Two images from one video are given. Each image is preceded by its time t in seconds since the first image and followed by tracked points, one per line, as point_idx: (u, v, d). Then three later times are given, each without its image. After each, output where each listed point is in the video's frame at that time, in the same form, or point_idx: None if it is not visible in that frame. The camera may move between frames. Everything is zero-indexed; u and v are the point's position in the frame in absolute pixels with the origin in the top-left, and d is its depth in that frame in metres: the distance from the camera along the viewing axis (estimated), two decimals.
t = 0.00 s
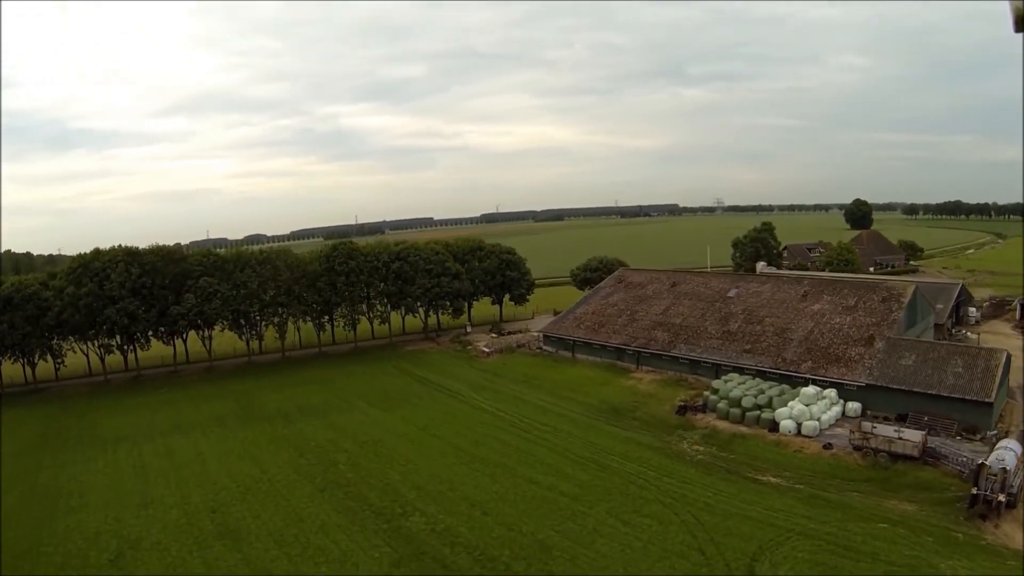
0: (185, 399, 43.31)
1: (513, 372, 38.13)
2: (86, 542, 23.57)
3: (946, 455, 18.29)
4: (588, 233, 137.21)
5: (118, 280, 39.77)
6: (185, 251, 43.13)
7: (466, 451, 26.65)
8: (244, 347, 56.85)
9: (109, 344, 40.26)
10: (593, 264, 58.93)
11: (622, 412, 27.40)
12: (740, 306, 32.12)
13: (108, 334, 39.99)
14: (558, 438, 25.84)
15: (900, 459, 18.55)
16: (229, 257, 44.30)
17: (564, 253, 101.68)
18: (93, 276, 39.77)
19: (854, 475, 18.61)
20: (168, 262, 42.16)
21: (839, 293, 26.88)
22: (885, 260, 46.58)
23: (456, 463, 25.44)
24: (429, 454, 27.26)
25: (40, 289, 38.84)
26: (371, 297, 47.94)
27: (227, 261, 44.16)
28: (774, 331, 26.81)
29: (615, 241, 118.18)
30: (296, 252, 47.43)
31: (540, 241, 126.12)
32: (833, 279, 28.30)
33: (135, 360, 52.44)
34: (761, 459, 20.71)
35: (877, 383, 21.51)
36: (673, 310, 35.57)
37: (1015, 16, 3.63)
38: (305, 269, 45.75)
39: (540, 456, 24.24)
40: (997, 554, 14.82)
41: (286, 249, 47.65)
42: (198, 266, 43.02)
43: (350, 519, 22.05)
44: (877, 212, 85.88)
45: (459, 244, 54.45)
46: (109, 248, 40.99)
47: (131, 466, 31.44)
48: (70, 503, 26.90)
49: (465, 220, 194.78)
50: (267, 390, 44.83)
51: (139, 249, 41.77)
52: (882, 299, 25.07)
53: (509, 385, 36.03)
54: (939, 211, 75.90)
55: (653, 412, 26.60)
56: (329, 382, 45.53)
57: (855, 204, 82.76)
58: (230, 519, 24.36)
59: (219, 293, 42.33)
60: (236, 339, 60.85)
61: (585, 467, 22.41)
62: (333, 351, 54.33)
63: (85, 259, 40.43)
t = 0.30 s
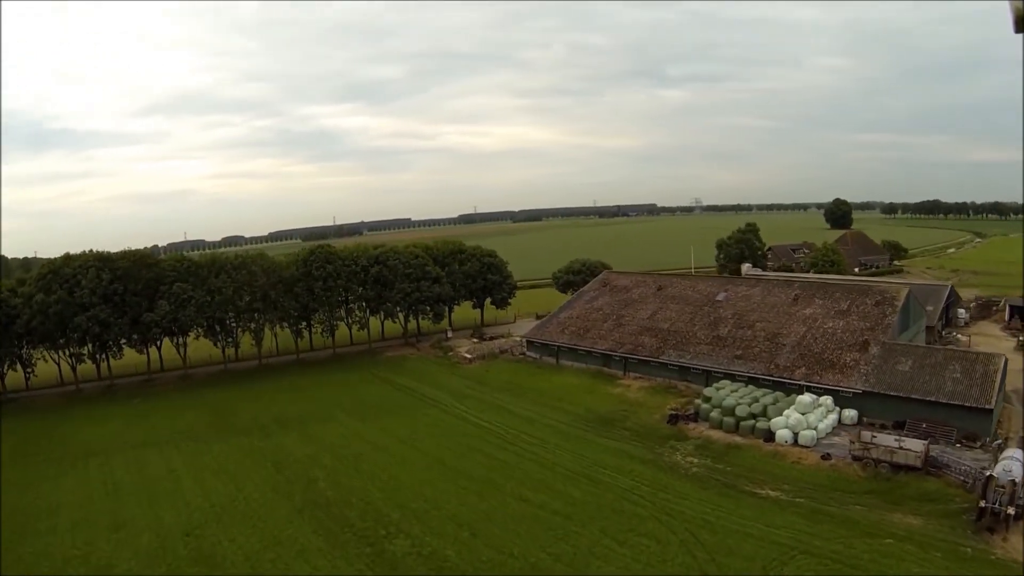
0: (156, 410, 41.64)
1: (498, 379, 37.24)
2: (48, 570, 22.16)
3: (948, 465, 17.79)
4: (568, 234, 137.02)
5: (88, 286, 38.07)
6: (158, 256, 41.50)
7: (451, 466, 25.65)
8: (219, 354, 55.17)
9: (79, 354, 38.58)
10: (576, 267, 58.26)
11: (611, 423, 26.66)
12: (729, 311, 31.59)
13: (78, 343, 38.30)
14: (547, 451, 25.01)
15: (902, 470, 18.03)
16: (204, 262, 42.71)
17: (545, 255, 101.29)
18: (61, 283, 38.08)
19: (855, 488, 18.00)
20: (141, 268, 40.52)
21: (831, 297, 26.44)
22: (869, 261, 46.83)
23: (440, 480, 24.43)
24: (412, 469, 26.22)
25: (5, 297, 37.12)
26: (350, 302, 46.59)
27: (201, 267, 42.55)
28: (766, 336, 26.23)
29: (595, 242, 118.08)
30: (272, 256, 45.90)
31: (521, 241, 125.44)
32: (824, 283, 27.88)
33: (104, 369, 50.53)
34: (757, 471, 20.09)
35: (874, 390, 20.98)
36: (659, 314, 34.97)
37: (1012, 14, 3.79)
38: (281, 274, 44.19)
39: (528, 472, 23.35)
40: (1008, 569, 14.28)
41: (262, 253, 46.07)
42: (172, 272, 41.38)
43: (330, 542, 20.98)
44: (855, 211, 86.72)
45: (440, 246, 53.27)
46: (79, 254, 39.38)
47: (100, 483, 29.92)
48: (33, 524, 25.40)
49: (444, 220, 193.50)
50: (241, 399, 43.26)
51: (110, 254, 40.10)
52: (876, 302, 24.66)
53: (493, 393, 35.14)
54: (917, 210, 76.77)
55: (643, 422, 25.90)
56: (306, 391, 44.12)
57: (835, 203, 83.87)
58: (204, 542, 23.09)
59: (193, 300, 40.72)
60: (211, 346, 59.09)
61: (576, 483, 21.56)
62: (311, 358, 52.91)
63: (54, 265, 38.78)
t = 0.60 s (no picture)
0: (116, 422, 39.73)
1: (475, 388, 36.28)
2: None
3: (943, 477, 17.36)
4: (542, 235, 136.70)
5: (48, 293, 36.09)
6: (123, 260, 39.56)
7: (429, 484, 24.56)
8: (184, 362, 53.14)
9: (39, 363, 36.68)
10: (550, 271, 57.62)
11: (593, 436, 25.92)
12: (710, 317, 31.10)
13: (38, 353, 36.31)
14: (529, 467, 24.15)
15: (897, 483, 17.56)
16: (170, 267, 40.81)
17: (519, 257, 100.67)
18: (20, 289, 36.11)
19: (848, 503, 17.46)
20: (105, 273, 38.58)
21: (815, 303, 26.05)
22: (846, 265, 46.97)
23: (417, 499, 23.33)
24: (388, 487, 25.06)
25: None
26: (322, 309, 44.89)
27: (167, 272, 40.63)
28: (750, 343, 25.72)
29: (569, 243, 117.89)
30: (240, 261, 44.03)
31: (495, 243, 124.50)
32: (807, 288, 27.56)
33: (62, 379, 48.22)
34: (746, 486, 19.48)
35: (863, 400, 20.52)
36: (639, 321, 34.38)
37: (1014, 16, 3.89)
38: (250, 280, 42.38)
39: (510, 490, 22.40)
40: None
41: (229, 258, 44.18)
42: (137, 278, 39.46)
43: (302, 568, 19.77)
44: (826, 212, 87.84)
45: (412, 251, 51.76)
46: (41, 259, 37.44)
47: (56, 502, 28.14)
48: None
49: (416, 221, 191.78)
50: (206, 408, 41.53)
51: (71, 258, 38.10)
52: (861, 308, 24.38)
53: (471, 403, 34.19)
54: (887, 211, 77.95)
55: (626, 435, 25.19)
56: (275, 401, 42.57)
57: (807, 204, 84.88)
58: (167, 570, 21.67)
59: (159, 307, 38.87)
60: (175, 354, 56.96)
61: (560, 502, 20.68)
62: (281, 366, 51.29)
63: (13, 271, 36.82)
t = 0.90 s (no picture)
0: (62, 430, 37.35)
1: (445, 393, 35.19)
2: None
3: (929, 480, 17.00)
4: (509, 231, 135.93)
5: None
6: (74, 265, 37.04)
7: (399, 499, 23.39)
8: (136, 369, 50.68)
9: None
10: (514, 270, 56.80)
11: (568, 444, 25.16)
12: (683, 317, 30.56)
13: None
14: (503, 479, 23.23)
15: (883, 487, 17.17)
16: (124, 271, 38.47)
17: (485, 254, 99.64)
18: None
19: (833, 510, 16.95)
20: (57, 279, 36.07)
21: (790, 302, 25.63)
22: (813, 260, 47.15)
23: (387, 516, 22.12)
24: (356, 504, 23.79)
25: None
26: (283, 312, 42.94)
27: (122, 277, 38.25)
28: (725, 344, 25.21)
29: (536, 239, 117.39)
30: (196, 264, 41.84)
31: (461, 240, 123.06)
32: (781, 286, 27.18)
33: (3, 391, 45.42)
34: (728, 493, 18.88)
35: (844, 401, 20.07)
36: (610, 322, 33.73)
37: (1014, 16, 3.65)
38: (208, 284, 40.30)
39: (484, 504, 21.38)
40: None
41: (185, 261, 41.95)
42: (91, 283, 36.97)
43: None
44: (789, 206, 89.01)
45: (374, 251, 49.53)
46: None
47: None
48: None
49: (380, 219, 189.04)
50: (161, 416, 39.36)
51: (19, 264, 35.40)
52: (838, 306, 24.04)
53: (440, 409, 33.10)
54: (848, 205, 79.37)
55: (601, 442, 24.48)
56: (233, 409, 40.58)
57: (770, 199, 85.90)
58: None
59: (114, 314, 36.73)
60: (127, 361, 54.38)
61: (537, 516, 19.75)
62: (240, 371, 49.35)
63: None
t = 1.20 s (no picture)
0: None
1: (413, 404, 33.94)
2: None
3: (918, 486, 16.56)
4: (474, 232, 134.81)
5: None
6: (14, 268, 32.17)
7: (370, 520, 22.13)
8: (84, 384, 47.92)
9: None
10: (480, 274, 55.82)
11: (544, 457, 24.22)
12: (657, 321, 29.94)
13: None
14: (479, 496, 22.16)
15: (873, 495, 16.66)
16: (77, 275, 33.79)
17: (451, 255, 98.38)
18: None
19: (823, 521, 16.35)
20: None
21: (767, 303, 25.15)
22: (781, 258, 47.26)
23: (359, 539, 20.82)
24: (325, 527, 22.39)
25: None
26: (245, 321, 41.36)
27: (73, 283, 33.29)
28: (702, 348, 24.61)
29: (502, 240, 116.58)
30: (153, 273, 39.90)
31: (425, 241, 121.30)
32: (756, 287, 26.72)
33: None
34: (714, 505, 18.17)
35: (827, 406, 19.57)
36: (582, 326, 32.98)
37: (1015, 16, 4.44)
38: (167, 293, 38.07)
39: (460, 525, 20.27)
40: None
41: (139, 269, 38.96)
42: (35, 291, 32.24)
43: None
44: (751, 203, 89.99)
45: (337, 256, 47.85)
46: None
47: None
48: None
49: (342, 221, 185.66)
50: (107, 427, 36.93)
51: None
52: (815, 308, 23.65)
53: (410, 420, 31.84)
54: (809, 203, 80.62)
55: (578, 455, 23.62)
56: (187, 420, 38.44)
57: (733, 197, 86.80)
58: None
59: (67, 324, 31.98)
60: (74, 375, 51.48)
61: (516, 536, 18.73)
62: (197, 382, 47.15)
63: None
